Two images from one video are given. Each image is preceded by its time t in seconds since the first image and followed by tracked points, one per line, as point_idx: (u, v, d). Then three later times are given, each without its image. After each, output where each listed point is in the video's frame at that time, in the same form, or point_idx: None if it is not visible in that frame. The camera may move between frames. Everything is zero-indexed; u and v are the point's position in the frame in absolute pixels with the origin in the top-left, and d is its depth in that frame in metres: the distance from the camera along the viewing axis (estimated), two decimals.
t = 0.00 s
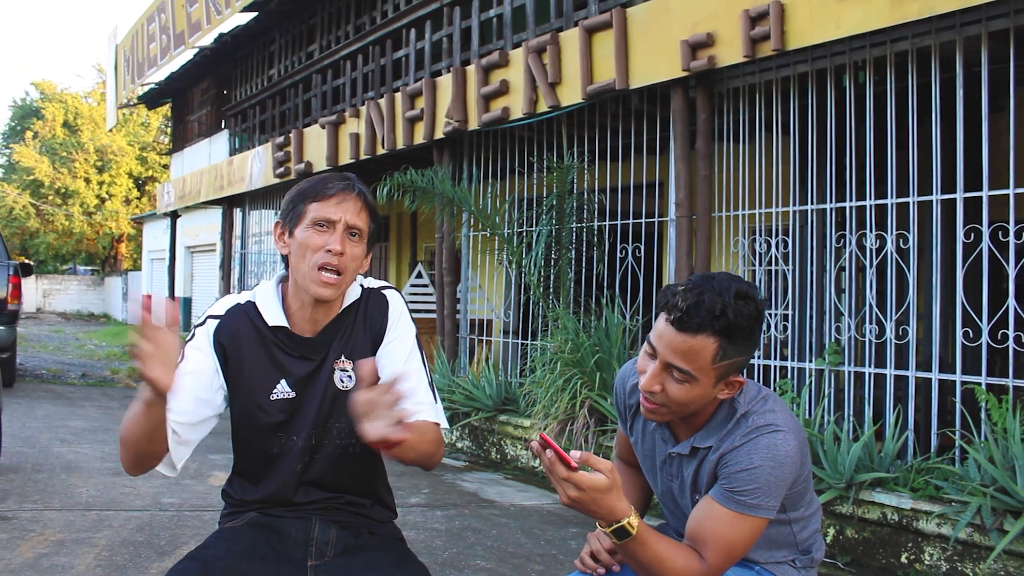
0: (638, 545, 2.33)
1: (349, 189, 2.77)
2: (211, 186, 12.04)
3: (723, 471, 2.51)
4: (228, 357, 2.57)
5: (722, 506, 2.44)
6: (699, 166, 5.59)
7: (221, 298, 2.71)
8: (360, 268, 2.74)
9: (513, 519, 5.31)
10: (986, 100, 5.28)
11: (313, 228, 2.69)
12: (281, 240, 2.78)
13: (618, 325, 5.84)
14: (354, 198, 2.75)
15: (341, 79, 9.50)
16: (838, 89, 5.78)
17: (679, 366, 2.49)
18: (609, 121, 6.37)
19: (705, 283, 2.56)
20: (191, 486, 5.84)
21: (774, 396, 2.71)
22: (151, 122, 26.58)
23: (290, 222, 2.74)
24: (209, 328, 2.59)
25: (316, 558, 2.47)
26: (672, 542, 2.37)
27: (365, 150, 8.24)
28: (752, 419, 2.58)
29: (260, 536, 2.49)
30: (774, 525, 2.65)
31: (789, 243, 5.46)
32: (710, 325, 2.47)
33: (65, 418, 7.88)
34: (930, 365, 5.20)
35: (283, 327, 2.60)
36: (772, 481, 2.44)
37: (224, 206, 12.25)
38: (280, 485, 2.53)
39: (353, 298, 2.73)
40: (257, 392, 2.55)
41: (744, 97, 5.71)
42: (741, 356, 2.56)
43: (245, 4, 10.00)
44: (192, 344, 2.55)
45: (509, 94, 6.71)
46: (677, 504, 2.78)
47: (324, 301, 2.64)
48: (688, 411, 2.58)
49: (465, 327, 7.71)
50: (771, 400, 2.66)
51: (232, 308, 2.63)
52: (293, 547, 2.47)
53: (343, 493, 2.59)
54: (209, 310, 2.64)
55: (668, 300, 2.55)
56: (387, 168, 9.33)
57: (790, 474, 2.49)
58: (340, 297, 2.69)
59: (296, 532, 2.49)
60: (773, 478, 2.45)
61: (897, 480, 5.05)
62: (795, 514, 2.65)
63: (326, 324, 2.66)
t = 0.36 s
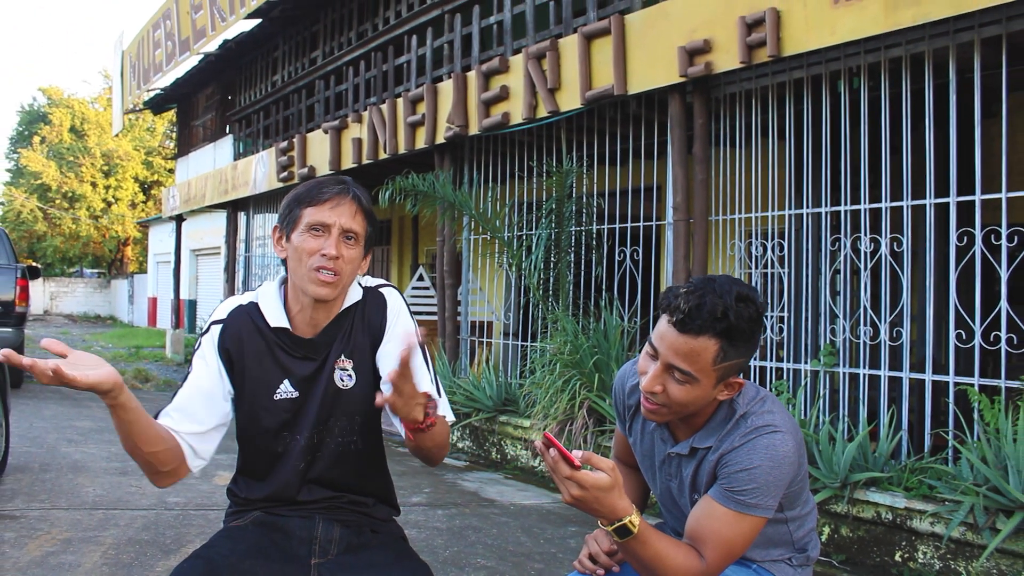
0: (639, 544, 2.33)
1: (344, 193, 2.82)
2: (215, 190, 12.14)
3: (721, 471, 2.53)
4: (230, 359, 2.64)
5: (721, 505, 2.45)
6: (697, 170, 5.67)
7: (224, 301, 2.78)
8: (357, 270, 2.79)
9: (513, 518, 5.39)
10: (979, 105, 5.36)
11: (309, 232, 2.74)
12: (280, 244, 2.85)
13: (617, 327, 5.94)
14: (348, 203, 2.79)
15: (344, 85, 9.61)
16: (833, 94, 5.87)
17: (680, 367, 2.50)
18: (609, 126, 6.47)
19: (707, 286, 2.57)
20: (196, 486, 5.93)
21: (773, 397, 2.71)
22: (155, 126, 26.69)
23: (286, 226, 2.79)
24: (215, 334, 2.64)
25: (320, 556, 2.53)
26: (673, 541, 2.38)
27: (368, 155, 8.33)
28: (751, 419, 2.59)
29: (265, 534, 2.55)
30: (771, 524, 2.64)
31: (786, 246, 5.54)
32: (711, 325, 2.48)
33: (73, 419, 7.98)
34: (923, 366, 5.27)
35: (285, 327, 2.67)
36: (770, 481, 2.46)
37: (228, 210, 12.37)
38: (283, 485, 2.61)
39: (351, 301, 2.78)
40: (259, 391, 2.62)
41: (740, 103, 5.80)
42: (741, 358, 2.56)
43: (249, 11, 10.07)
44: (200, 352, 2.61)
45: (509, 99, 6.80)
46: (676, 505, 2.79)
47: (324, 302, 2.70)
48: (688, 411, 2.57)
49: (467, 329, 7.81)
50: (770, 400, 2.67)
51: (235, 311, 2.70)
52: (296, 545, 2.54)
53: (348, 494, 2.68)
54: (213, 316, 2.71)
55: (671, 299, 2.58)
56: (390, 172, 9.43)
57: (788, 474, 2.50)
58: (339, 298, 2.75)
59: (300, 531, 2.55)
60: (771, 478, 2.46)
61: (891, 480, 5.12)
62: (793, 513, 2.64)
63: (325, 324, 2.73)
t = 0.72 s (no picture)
0: (654, 534, 2.33)
1: (315, 213, 2.55)
2: (215, 190, 12.14)
3: (730, 473, 2.49)
4: (226, 404, 2.48)
5: (729, 506, 2.42)
6: (697, 169, 5.66)
7: (218, 330, 2.59)
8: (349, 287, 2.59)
9: (513, 518, 5.39)
10: (978, 105, 5.36)
11: (292, 266, 2.50)
12: (259, 278, 2.59)
13: (616, 327, 5.95)
14: (323, 222, 2.54)
15: (343, 85, 9.62)
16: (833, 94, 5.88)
17: (697, 372, 2.44)
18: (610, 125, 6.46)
19: (725, 289, 2.49)
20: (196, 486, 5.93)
21: (784, 398, 2.66)
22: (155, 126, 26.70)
23: (262, 261, 2.54)
24: (210, 374, 2.49)
25: (323, 565, 2.48)
26: (683, 535, 2.37)
27: (367, 155, 8.34)
28: (761, 420, 2.54)
29: (266, 541, 2.50)
30: (778, 527, 2.60)
31: (785, 246, 5.54)
32: (729, 332, 2.42)
33: (73, 418, 7.98)
34: (923, 366, 5.27)
35: (283, 367, 2.50)
36: (779, 483, 2.43)
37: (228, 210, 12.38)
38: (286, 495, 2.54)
39: (352, 332, 2.59)
40: (257, 433, 2.47)
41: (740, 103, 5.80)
42: (756, 361, 2.50)
43: (249, 11, 10.06)
44: (194, 394, 2.46)
45: (509, 99, 6.81)
46: (685, 510, 2.73)
47: (324, 328, 2.54)
48: (701, 412, 2.52)
49: (467, 329, 7.81)
50: (780, 401, 2.62)
51: (231, 349, 2.52)
52: (298, 552, 2.49)
53: (349, 498, 2.58)
54: (205, 350, 2.53)
55: (688, 305, 2.50)
56: (390, 172, 9.43)
57: (796, 476, 2.47)
58: (339, 324, 2.57)
59: (302, 538, 2.50)
60: (780, 481, 2.43)
61: (891, 480, 5.12)
62: (799, 517, 2.61)
63: (329, 349, 2.57)
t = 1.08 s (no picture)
0: (653, 535, 2.32)
1: (315, 214, 2.55)
2: (215, 190, 12.14)
3: (729, 473, 2.49)
4: (227, 403, 2.48)
5: (728, 506, 2.42)
6: (697, 169, 5.66)
7: (218, 331, 2.59)
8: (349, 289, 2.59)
9: (513, 518, 5.39)
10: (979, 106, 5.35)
11: (292, 267, 2.50)
12: (258, 278, 2.59)
13: (616, 327, 5.95)
14: (323, 222, 2.54)
15: (343, 85, 9.62)
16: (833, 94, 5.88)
17: (696, 372, 2.44)
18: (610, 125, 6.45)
19: (722, 289, 2.49)
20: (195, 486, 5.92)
21: (783, 398, 2.66)
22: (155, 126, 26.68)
23: (262, 262, 2.54)
24: (210, 374, 2.49)
25: (323, 565, 2.47)
26: (683, 536, 2.37)
27: (368, 155, 8.34)
28: (760, 420, 2.54)
29: (266, 541, 2.50)
30: (778, 527, 2.60)
31: (785, 246, 5.54)
32: (727, 332, 2.42)
33: (73, 418, 7.97)
34: (923, 366, 5.27)
35: (283, 367, 2.50)
36: (778, 483, 2.42)
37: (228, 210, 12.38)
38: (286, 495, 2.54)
39: (352, 332, 2.59)
40: (257, 433, 2.47)
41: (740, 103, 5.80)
42: (755, 360, 2.50)
43: (249, 11, 10.06)
44: (194, 394, 2.46)
45: (509, 99, 6.81)
46: (686, 508, 2.73)
47: (324, 329, 2.54)
48: (700, 412, 2.52)
49: (467, 329, 7.81)
50: (780, 401, 2.62)
51: (232, 349, 2.52)
52: (298, 552, 2.49)
53: (349, 498, 2.58)
54: (205, 350, 2.53)
55: (686, 306, 2.50)
56: (390, 172, 9.43)
57: (795, 476, 2.47)
58: (339, 326, 2.57)
59: (302, 539, 2.50)
60: (780, 481, 2.43)
61: (891, 480, 5.12)
62: (798, 517, 2.61)
63: (328, 350, 2.57)
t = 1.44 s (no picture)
0: (653, 535, 2.32)
1: (315, 214, 2.55)
2: (215, 190, 12.14)
3: (728, 473, 2.49)
4: (227, 402, 2.48)
5: (728, 506, 2.42)
6: (697, 169, 5.66)
7: (219, 331, 2.59)
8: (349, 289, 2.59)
9: (513, 518, 5.39)
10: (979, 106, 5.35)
11: (291, 268, 2.50)
12: (258, 278, 2.59)
13: (616, 327, 5.95)
14: (323, 223, 2.54)
15: (343, 85, 9.62)
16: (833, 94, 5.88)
17: (696, 374, 2.44)
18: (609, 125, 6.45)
19: (720, 289, 2.50)
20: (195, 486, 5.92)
21: (782, 398, 2.66)
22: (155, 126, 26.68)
23: (261, 261, 2.54)
24: (211, 374, 2.49)
25: (323, 565, 2.47)
26: (683, 536, 2.36)
27: (367, 155, 8.34)
28: (759, 420, 2.54)
29: (266, 541, 2.50)
30: (777, 527, 2.60)
31: (785, 246, 5.54)
32: (727, 332, 2.42)
33: (73, 418, 7.97)
34: (923, 366, 5.27)
35: (283, 366, 2.50)
36: (777, 482, 2.43)
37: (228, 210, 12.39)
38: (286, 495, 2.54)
39: (352, 331, 2.59)
40: (257, 433, 2.47)
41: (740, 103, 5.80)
42: (754, 359, 2.50)
43: (249, 11, 10.06)
44: (194, 394, 2.46)
45: (509, 99, 6.81)
46: (685, 508, 2.73)
47: (323, 329, 2.54)
48: (700, 413, 2.52)
49: (467, 329, 7.81)
50: (779, 401, 2.62)
51: (232, 349, 2.52)
52: (298, 552, 2.49)
53: (349, 498, 2.58)
54: (204, 350, 2.53)
55: (685, 307, 2.49)
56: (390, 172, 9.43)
57: (794, 476, 2.47)
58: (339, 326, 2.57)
59: (302, 539, 2.50)
60: (779, 480, 2.43)
61: (891, 480, 5.12)
62: (798, 516, 2.61)
63: (328, 350, 2.57)
